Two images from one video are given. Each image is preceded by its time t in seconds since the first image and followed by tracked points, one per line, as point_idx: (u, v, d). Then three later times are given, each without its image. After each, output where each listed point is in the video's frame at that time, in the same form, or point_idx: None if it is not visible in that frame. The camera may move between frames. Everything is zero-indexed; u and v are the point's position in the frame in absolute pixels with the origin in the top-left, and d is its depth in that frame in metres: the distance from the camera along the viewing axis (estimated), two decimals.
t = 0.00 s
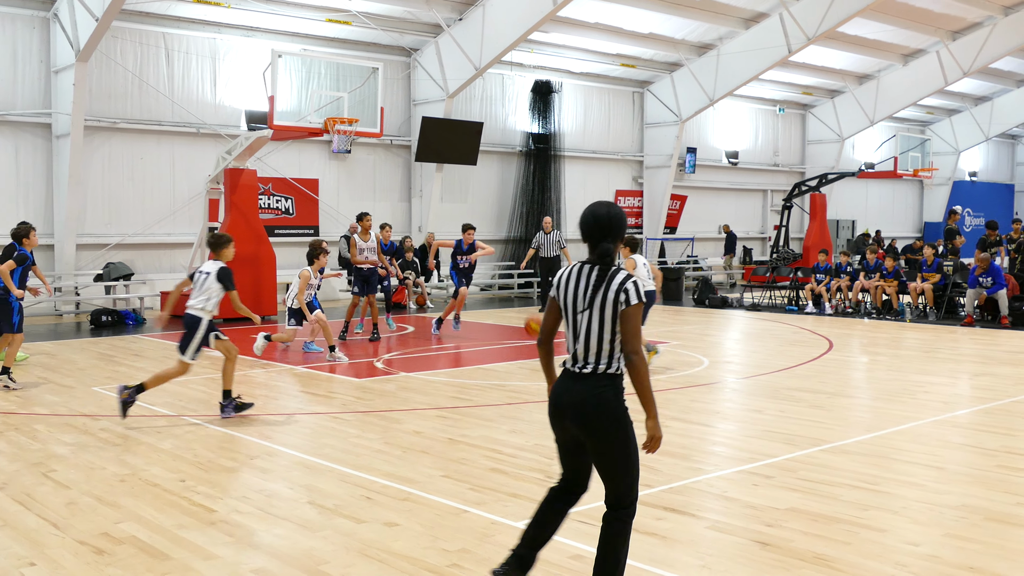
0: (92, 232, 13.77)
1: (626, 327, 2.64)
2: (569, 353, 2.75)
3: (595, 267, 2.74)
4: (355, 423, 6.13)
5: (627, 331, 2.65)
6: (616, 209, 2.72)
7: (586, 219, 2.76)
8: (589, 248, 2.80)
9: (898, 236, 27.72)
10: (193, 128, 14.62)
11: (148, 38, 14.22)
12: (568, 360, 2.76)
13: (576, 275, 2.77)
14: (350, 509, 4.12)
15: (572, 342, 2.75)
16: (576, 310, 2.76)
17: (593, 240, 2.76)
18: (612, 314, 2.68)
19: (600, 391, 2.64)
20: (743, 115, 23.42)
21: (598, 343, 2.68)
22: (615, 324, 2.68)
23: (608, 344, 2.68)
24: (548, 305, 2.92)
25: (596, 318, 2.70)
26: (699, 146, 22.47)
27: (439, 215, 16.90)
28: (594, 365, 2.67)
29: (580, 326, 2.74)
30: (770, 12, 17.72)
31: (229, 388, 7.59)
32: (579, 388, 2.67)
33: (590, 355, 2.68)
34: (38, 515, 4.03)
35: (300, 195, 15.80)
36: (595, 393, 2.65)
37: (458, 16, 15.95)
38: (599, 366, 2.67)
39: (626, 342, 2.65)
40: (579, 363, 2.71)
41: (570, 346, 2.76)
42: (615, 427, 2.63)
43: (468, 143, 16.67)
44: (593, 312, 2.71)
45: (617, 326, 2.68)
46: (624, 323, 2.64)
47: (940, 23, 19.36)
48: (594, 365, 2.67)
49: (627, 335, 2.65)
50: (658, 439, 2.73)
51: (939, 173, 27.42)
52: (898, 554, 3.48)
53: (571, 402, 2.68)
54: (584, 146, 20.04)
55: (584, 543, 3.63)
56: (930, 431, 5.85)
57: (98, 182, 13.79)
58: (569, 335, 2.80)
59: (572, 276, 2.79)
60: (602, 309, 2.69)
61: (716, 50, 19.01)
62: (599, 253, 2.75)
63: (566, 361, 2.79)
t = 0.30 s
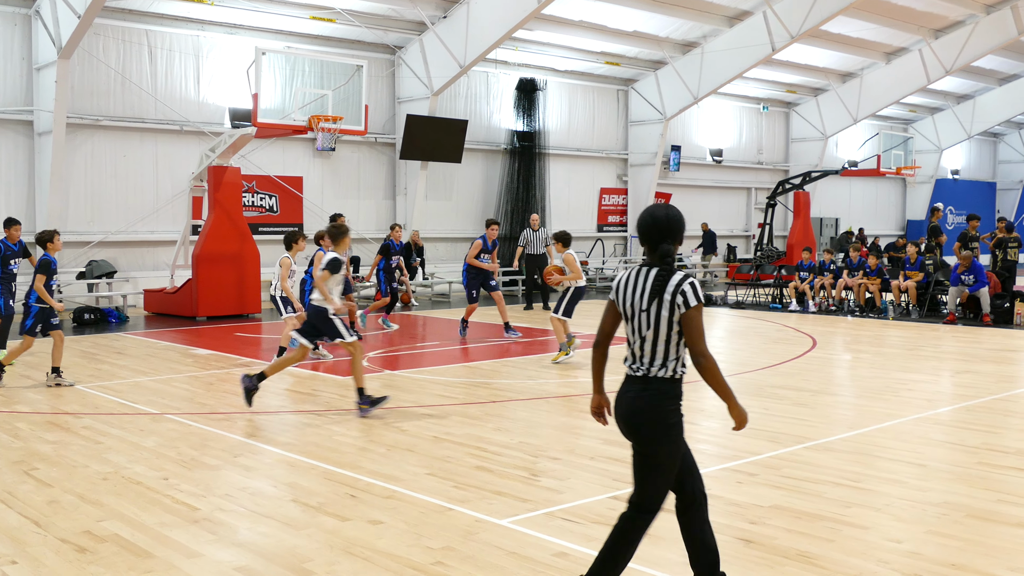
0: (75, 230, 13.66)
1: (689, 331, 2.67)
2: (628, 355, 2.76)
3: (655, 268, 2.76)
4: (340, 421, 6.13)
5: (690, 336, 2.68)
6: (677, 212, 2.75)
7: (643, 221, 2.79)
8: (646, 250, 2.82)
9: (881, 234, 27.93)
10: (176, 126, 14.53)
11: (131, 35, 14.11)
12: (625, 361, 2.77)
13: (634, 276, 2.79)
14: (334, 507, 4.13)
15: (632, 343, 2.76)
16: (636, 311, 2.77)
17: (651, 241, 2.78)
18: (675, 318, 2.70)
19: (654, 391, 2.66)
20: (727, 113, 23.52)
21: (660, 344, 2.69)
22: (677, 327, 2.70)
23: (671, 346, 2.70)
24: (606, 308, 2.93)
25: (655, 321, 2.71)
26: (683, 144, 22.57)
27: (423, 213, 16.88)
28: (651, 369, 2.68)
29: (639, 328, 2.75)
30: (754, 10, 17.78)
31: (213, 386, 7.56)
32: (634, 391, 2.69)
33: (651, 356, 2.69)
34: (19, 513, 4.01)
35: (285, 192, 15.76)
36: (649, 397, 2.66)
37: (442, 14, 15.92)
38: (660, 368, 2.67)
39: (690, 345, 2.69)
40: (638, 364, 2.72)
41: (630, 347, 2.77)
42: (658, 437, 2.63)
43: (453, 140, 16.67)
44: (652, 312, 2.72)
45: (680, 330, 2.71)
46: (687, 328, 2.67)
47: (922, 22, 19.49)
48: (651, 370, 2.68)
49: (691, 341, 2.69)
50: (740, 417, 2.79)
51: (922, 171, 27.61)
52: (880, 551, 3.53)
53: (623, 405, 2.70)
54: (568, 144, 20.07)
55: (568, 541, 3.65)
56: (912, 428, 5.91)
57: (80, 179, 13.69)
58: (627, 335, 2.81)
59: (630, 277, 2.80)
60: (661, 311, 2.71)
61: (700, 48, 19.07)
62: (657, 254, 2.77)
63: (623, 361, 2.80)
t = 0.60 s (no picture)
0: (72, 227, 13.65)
1: (756, 317, 2.62)
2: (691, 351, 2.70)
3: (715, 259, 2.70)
4: (338, 419, 6.13)
5: (757, 323, 2.63)
6: (734, 199, 2.68)
7: (699, 212, 2.74)
8: (704, 242, 2.77)
9: (878, 232, 27.98)
10: (173, 124, 14.51)
11: (128, 32, 14.08)
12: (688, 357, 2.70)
13: (695, 268, 2.73)
14: (331, 505, 4.13)
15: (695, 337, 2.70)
16: (702, 302, 2.70)
17: (709, 233, 2.72)
18: (740, 305, 2.64)
19: (731, 386, 2.61)
20: (724, 111, 23.53)
21: (724, 335, 2.63)
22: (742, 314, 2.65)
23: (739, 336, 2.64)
24: (664, 302, 2.88)
25: (719, 312, 2.66)
26: (680, 143, 22.59)
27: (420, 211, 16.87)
28: (720, 362, 2.63)
29: (703, 318, 2.69)
30: (751, 7, 17.79)
31: (211, 383, 7.56)
32: (703, 383, 2.62)
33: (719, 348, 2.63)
34: (17, 511, 4.01)
35: (282, 190, 15.76)
36: (723, 388, 2.59)
37: (440, 12, 15.90)
38: (730, 360, 2.62)
39: (756, 332, 2.65)
40: (703, 356, 2.65)
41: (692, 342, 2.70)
42: (740, 427, 2.57)
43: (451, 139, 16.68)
44: (717, 304, 2.66)
45: (747, 317, 2.65)
46: (754, 314, 2.62)
47: (919, 19, 19.50)
48: (718, 364, 2.63)
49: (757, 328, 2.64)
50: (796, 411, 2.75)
51: (920, 169, 27.62)
52: (877, 549, 3.54)
53: (694, 403, 2.63)
54: (566, 142, 20.08)
55: (566, 539, 3.65)
56: (909, 427, 5.93)
57: (78, 176, 13.67)
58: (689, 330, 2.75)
59: (689, 270, 2.74)
60: (726, 300, 2.65)
61: (697, 46, 19.08)
62: (718, 245, 2.71)
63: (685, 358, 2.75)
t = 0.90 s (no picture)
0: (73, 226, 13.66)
1: (816, 318, 2.65)
2: (746, 349, 2.59)
3: (769, 255, 2.62)
4: (338, 418, 6.13)
5: (814, 323, 2.67)
6: (782, 195, 2.63)
7: (748, 206, 2.64)
8: (748, 237, 2.68)
9: (879, 231, 27.97)
10: (174, 122, 14.51)
11: (129, 31, 14.07)
12: (742, 356, 2.60)
13: (747, 264, 2.62)
14: (332, 504, 4.13)
15: (749, 336, 2.60)
16: (758, 299, 2.61)
17: (758, 228, 2.64)
18: (800, 303, 2.62)
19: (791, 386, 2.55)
20: (725, 109, 23.51)
21: (785, 335, 2.59)
22: (800, 313, 2.65)
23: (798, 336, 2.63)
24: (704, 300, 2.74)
25: (779, 309, 2.60)
26: (681, 141, 22.58)
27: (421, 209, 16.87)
28: (784, 359, 2.57)
29: (758, 317, 2.61)
30: (752, 6, 17.77)
31: (211, 382, 7.56)
32: (767, 383, 2.54)
33: (781, 347, 2.58)
34: (18, 509, 4.02)
35: (282, 189, 15.76)
36: (787, 391, 2.54)
37: (440, 10, 15.90)
38: (792, 360, 2.58)
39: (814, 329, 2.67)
40: (764, 356, 2.57)
41: (745, 341, 2.60)
42: (801, 433, 2.55)
43: (452, 138, 16.67)
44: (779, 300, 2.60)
45: (802, 316, 2.66)
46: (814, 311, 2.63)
47: (920, 18, 19.47)
48: (783, 361, 2.57)
49: (813, 328, 2.67)
50: (840, 413, 2.82)
51: (920, 168, 27.59)
52: (878, 548, 3.54)
53: (754, 404, 2.55)
54: (566, 140, 20.07)
55: (567, 537, 3.65)
56: (910, 425, 5.93)
57: (78, 174, 13.68)
58: (739, 327, 2.64)
59: (740, 265, 2.64)
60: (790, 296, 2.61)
61: (698, 44, 19.06)
62: (767, 241, 2.64)
63: (731, 356, 2.63)
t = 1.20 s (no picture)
0: (72, 226, 13.65)
1: (826, 320, 2.67)
2: (762, 349, 2.56)
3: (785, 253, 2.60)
4: (338, 417, 6.13)
5: (825, 324, 2.69)
6: (797, 193, 2.61)
7: (765, 202, 2.60)
8: (760, 233, 2.65)
9: (879, 230, 27.96)
10: (173, 122, 14.50)
11: (128, 30, 14.06)
12: (757, 355, 2.57)
13: (763, 262, 2.59)
14: (332, 503, 4.13)
15: (765, 336, 2.57)
16: (773, 298, 2.59)
17: (773, 225, 2.61)
18: (815, 303, 2.63)
19: (805, 384, 2.55)
20: (725, 109, 23.50)
21: (800, 335, 2.59)
22: (813, 313, 2.66)
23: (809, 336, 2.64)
24: (716, 296, 2.65)
25: (795, 309, 2.59)
26: (681, 140, 22.57)
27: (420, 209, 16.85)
28: (798, 359, 2.56)
29: (773, 316, 2.58)
30: (752, 5, 17.77)
31: (211, 381, 7.56)
32: (785, 383, 2.53)
33: (796, 347, 2.57)
34: (17, 509, 4.01)
35: (282, 188, 15.76)
36: (802, 390, 2.54)
37: (440, 10, 15.90)
38: (806, 361, 2.58)
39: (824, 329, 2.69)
40: (780, 356, 2.55)
41: (759, 340, 2.57)
42: (814, 432, 2.55)
43: (451, 138, 16.67)
44: (794, 302, 2.60)
45: (814, 317, 2.68)
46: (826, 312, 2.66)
47: (920, 17, 19.48)
48: (797, 361, 2.57)
49: (825, 329, 2.69)
50: (840, 411, 2.83)
51: (920, 167, 27.57)
52: (878, 548, 3.54)
53: (772, 404, 2.52)
54: (566, 140, 20.07)
55: (567, 537, 3.65)
56: (910, 425, 5.93)
57: (78, 174, 13.67)
58: (752, 326, 2.60)
59: (756, 263, 2.60)
60: (806, 296, 2.61)
61: (698, 44, 19.06)
62: (780, 239, 2.62)
63: (743, 355, 2.60)
